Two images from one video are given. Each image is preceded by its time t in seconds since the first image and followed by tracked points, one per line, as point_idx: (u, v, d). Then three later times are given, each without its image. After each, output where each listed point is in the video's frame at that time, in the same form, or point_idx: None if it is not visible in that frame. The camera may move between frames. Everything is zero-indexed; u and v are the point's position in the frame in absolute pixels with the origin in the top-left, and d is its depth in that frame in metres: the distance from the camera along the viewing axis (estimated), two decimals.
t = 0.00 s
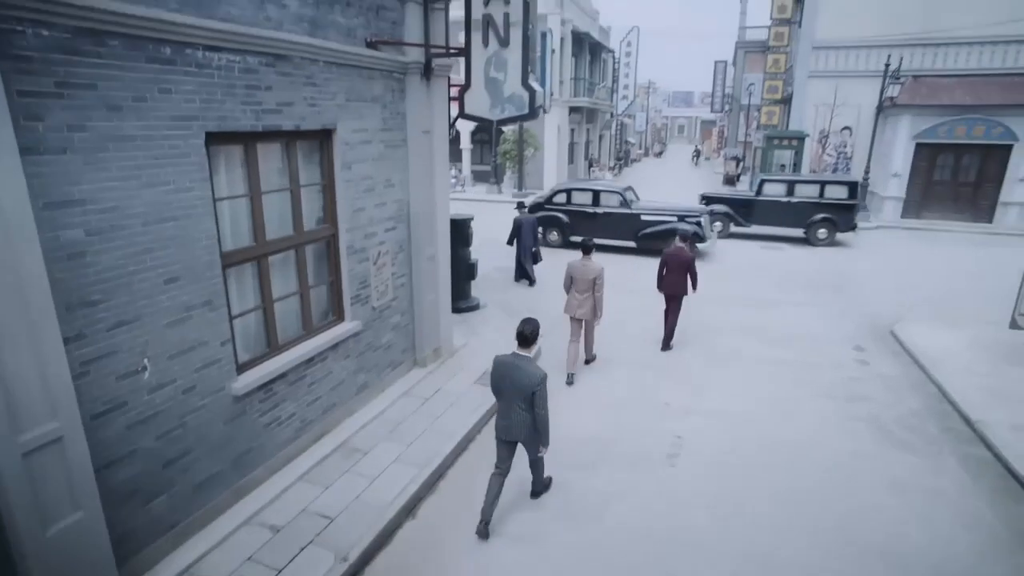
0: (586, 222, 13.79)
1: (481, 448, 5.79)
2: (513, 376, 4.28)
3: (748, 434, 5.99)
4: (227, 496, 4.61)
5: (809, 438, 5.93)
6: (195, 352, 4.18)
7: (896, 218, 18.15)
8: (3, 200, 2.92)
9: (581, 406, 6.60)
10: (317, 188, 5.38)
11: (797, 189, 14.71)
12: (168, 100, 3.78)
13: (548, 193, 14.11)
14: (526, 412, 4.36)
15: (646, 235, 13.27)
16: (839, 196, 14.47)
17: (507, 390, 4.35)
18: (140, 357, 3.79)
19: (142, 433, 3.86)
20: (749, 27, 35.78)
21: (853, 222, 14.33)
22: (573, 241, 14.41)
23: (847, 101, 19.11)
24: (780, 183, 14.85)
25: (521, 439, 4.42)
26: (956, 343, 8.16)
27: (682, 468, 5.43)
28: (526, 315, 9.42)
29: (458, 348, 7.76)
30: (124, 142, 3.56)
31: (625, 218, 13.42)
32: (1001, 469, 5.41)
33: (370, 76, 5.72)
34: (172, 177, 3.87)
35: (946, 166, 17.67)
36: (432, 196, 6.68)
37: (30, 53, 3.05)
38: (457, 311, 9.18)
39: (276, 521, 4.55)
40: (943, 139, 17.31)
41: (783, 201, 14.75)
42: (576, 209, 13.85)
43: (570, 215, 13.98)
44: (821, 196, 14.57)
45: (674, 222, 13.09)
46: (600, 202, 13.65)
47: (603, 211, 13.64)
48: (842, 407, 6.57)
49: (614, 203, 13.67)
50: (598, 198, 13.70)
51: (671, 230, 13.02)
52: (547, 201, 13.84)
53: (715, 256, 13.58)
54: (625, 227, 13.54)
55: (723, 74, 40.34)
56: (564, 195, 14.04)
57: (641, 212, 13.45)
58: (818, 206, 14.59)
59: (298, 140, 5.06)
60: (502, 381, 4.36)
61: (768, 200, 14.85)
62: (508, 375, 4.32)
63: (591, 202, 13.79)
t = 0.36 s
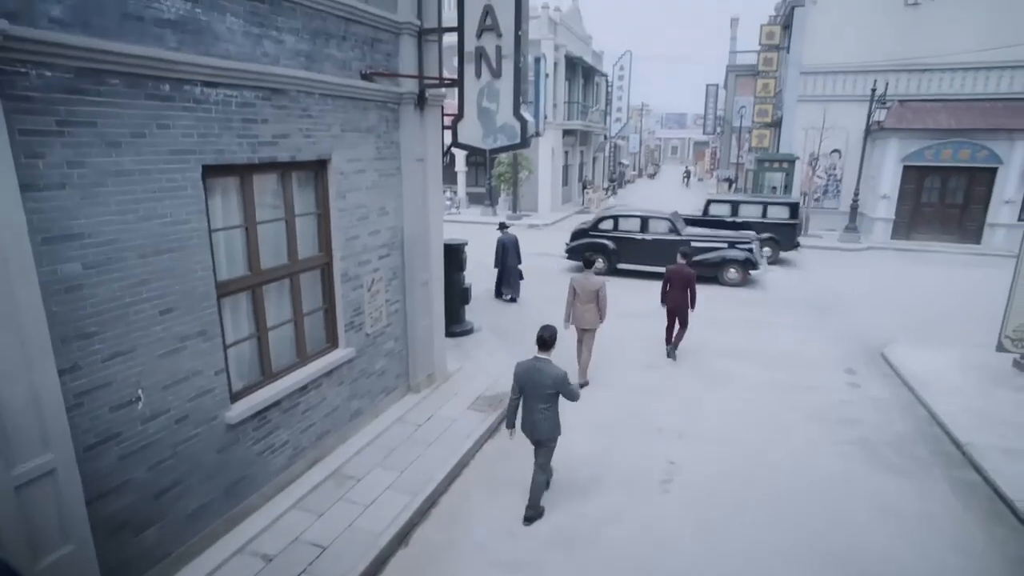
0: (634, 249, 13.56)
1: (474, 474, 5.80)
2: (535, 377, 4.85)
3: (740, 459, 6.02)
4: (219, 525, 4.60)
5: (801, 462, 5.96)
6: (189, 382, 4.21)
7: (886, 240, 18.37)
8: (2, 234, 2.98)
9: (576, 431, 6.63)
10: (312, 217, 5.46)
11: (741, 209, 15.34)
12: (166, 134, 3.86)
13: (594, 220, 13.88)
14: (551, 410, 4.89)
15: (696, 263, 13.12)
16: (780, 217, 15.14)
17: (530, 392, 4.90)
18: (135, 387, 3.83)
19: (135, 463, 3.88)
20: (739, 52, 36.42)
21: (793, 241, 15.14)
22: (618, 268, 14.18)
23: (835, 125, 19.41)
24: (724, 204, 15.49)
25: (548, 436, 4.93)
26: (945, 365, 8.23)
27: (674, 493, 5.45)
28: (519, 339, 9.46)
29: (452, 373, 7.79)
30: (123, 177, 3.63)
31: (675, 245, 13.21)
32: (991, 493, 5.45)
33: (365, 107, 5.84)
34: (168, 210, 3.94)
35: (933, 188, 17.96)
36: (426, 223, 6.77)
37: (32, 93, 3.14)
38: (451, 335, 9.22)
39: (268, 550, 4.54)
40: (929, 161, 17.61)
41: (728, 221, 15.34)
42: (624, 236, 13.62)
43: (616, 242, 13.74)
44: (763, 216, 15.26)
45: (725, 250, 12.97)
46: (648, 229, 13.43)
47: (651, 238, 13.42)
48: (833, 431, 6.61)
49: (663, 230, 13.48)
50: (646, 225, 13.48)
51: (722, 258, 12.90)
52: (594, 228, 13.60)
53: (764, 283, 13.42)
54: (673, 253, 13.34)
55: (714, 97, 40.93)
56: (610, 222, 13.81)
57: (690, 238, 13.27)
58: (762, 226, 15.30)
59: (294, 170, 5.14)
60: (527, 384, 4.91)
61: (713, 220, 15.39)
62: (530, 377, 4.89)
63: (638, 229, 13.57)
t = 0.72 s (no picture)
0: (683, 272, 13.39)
1: (467, 497, 5.81)
2: (551, 375, 5.35)
3: (733, 480, 6.05)
4: (211, 551, 4.59)
5: (793, 483, 5.99)
6: (182, 408, 4.24)
7: (877, 257, 18.55)
8: None
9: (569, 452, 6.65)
10: (306, 241, 5.52)
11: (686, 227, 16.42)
12: (163, 163, 3.93)
13: (641, 242, 13.70)
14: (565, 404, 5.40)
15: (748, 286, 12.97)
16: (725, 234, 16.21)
17: (547, 389, 5.39)
18: (129, 414, 3.85)
19: (128, 490, 3.88)
20: (730, 71, 36.92)
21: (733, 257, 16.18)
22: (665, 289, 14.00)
23: (825, 144, 19.66)
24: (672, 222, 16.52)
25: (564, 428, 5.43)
26: (936, 384, 8.29)
27: (667, 516, 5.47)
28: (513, 359, 9.50)
29: (446, 394, 7.82)
30: (120, 206, 3.69)
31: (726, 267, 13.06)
32: (981, 513, 5.48)
33: (360, 133, 5.93)
34: (164, 238, 3.98)
35: (923, 206, 18.17)
36: (419, 246, 6.83)
37: (32, 126, 3.20)
38: (445, 355, 9.26)
39: None
40: (918, 180, 17.84)
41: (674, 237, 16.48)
42: (673, 258, 13.43)
43: (664, 264, 13.56)
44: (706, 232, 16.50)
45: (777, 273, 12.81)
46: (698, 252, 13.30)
47: (701, 260, 13.26)
48: (824, 451, 6.65)
49: (712, 252, 13.35)
50: (695, 247, 13.33)
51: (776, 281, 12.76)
52: (642, 250, 13.41)
53: (813, 304, 13.34)
54: (723, 275, 13.19)
55: (707, 116, 41.40)
56: (658, 245, 13.65)
57: (741, 261, 13.14)
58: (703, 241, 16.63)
59: (288, 196, 5.21)
60: (543, 382, 5.41)
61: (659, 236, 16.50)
62: (546, 376, 5.39)
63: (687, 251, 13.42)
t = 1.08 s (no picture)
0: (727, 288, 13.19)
1: (456, 515, 5.82)
2: (559, 380, 5.85)
3: (720, 495, 6.09)
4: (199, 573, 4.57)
5: (780, 497, 6.05)
6: (170, 429, 4.24)
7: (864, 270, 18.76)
8: None
9: (558, 468, 6.67)
10: (296, 260, 5.55)
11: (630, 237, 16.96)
12: (152, 187, 3.96)
13: (683, 258, 13.52)
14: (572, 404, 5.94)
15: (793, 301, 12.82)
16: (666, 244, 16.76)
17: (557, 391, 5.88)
18: (117, 436, 3.86)
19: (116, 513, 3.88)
20: (718, 85, 37.41)
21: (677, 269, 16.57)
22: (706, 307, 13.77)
23: (811, 158, 19.93)
24: (616, 233, 17.08)
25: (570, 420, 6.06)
26: (920, 396, 8.41)
27: (655, 532, 5.51)
28: (503, 374, 9.53)
29: (435, 411, 7.83)
30: (108, 230, 3.71)
31: (772, 283, 12.91)
32: (964, 527, 5.55)
33: (349, 152, 5.99)
34: (152, 260, 4.01)
35: (907, 219, 18.44)
36: (409, 264, 6.87)
37: (22, 153, 3.24)
38: (435, 370, 9.27)
39: None
40: (903, 193, 18.11)
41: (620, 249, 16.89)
42: (716, 275, 13.24)
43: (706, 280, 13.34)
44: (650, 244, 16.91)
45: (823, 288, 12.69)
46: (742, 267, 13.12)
47: (746, 277, 13.07)
48: (810, 465, 6.71)
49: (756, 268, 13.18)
50: (739, 263, 13.14)
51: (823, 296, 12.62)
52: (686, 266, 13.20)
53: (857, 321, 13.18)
54: (767, 291, 13.01)
55: (696, 129, 41.86)
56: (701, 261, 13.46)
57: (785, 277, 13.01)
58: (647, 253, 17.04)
59: (278, 216, 5.25)
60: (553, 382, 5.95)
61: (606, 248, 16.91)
62: (556, 379, 5.87)
63: (731, 267, 13.23)
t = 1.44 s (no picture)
0: (777, 302, 13.03)
1: (450, 529, 5.83)
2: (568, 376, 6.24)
3: (713, 509, 6.12)
4: None
5: (772, 511, 6.08)
6: (164, 446, 4.25)
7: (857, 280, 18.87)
8: None
9: (552, 482, 6.69)
10: (290, 276, 5.59)
11: (578, 246, 17.24)
12: (147, 207, 4.00)
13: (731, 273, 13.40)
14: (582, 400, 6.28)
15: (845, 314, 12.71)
16: (613, 252, 17.02)
17: (568, 386, 6.24)
18: (109, 455, 3.87)
19: (108, 531, 3.88)
20: (712, 97, 37.73)
21: (627, 274, 16.83)
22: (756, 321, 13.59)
23: (805, 169, 20.08)
24: (565, 242, 17.33)
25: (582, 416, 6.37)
26: (911, 408, 8.46)
27: (648, 546, 5.53)
28: (497, 386, 9.55)
29: (429, 424, 7.85)
30: (103, 249, 3.74)
31: (823, 297, 12.79)
32: (954, 539, 5.60)
33: (343, 169, 6.04)
34: (147, 279, 4.04)
35: (900, 230, 18.56)
36: (403, 278, 6.91)
37: (17, 175, 3.27)
38: (430, 383, 9.29)
39: None
40: (895, 204, 18.29)
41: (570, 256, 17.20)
42: (767, 289, 13.07)
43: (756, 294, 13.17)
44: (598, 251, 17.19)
45: (872, 299, 12.61)
46: (793, 281, 12.97)
47: (796, 290, 12.93)
48: (803, 478, 6.75)
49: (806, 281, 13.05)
50: (790, 276, 12.99)
51: (874, 309, 12.53)
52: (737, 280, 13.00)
53: (909, 335, 13.01)
54: (817, 305, 12.91)
55: (690, 140, 42.15)
56: (751, 274, 13.29)
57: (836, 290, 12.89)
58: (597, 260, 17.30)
59: (272, 233, 5.29)
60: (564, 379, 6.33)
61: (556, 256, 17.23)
62: (567, 375, 6.24)
63: (781, 281, 13.08)
